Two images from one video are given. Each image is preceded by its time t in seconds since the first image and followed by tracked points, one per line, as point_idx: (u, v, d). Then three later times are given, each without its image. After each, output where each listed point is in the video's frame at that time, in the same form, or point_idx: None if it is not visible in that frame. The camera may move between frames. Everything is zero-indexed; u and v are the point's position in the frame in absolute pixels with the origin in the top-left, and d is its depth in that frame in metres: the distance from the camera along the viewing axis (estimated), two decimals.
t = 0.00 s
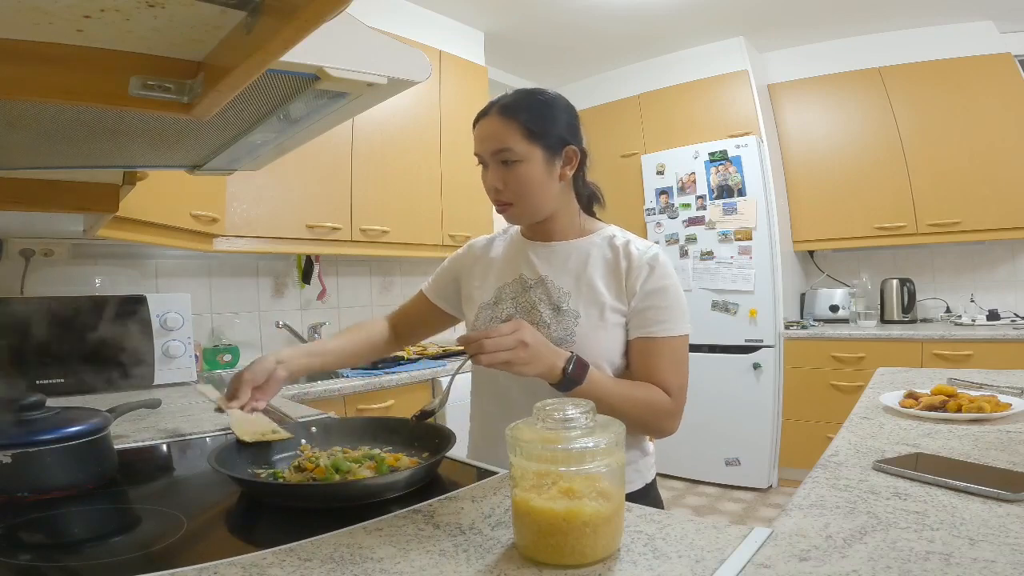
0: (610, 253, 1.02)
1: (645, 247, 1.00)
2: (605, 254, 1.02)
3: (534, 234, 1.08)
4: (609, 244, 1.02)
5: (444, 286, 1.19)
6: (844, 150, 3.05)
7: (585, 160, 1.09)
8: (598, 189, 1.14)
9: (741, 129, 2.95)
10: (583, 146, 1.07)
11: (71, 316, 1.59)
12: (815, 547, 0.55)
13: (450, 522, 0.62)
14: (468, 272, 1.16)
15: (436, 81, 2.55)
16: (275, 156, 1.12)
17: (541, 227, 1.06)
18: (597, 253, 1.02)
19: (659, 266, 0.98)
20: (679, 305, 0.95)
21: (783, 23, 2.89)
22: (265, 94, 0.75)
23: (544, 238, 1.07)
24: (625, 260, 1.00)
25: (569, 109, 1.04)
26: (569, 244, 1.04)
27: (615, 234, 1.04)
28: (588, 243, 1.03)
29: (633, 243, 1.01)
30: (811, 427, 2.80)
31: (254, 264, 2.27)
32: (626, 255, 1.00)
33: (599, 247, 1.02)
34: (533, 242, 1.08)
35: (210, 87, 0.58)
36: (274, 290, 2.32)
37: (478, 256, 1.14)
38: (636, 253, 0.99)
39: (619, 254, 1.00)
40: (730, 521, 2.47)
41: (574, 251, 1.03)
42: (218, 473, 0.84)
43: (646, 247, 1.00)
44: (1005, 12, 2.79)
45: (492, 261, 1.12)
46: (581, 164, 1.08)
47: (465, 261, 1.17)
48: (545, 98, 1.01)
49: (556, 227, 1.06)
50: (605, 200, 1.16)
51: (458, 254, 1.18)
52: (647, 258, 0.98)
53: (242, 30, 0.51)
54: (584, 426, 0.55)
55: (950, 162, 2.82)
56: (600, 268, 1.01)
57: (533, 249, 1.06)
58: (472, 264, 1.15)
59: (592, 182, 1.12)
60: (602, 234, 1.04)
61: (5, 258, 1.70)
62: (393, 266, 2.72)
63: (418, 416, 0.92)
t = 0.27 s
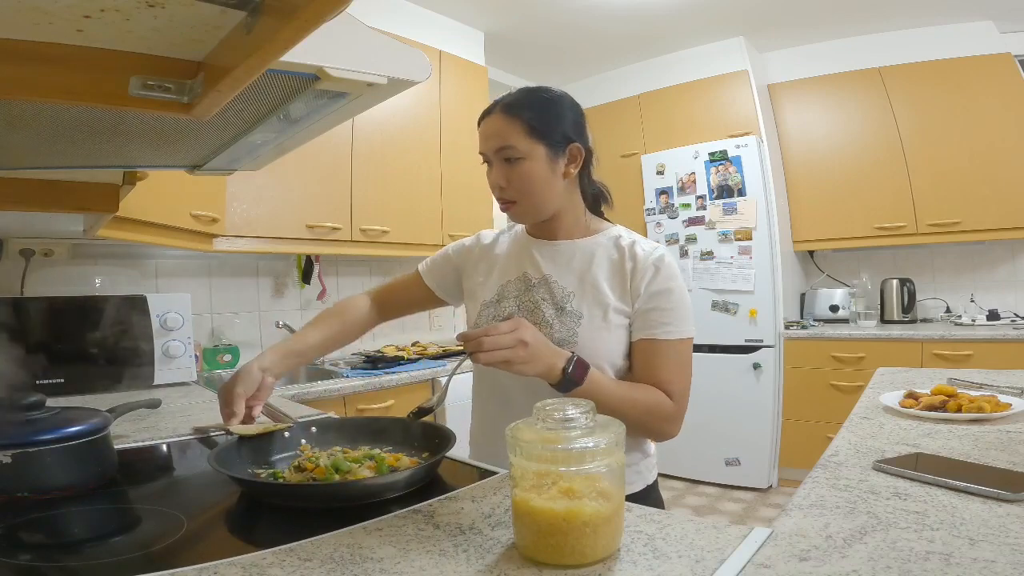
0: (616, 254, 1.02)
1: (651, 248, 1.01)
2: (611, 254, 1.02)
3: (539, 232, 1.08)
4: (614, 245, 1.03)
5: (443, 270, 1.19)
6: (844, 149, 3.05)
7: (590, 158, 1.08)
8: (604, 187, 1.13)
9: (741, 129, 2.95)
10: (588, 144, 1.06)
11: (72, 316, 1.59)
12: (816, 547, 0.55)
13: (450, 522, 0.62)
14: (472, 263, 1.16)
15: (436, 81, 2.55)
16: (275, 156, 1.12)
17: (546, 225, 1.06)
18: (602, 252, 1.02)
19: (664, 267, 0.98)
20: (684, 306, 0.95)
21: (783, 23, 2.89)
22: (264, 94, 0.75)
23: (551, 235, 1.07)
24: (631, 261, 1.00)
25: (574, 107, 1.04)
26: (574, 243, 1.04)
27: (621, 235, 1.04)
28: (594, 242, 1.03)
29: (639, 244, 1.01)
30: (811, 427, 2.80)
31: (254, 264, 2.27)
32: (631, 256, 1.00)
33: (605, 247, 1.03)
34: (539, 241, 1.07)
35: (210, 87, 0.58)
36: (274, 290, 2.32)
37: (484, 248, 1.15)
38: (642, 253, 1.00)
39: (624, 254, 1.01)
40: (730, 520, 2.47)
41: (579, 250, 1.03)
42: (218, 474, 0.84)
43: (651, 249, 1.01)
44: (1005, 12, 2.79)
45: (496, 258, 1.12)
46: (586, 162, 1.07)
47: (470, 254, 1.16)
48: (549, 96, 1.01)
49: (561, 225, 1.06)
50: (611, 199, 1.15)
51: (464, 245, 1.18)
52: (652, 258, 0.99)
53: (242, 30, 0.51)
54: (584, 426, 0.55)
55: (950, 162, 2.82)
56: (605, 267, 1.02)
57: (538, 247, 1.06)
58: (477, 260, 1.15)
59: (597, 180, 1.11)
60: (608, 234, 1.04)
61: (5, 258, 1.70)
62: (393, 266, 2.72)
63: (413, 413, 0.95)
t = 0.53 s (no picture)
0: (602, 251, 1.02)
1: (636, 244, 1.01)
2: (597, 251, 1.02)
3: (524, 230, 1.08)
4: (600, 241, 1.03)
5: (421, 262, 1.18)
6: (844, 149, 3.05)
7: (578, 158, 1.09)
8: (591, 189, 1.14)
9: (741, 129, 2.95)
10: (577, 144, 1.07)
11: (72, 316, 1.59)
12: (815, 547, 0.55)
13: (450, 522, 0.62)
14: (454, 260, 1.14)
15: (436, 81, 2.55)
16: (275, 156, 1.12)
17: (532, 223, 1.07)
18: (588, 250, 1.02)
19: (650, 262, 0.98)
20: (671, 301, 0.95)
21: (783, 23, 2.89)
22: (264, 95, 0.75)
23: (536, 233, 1.07)
24: (617, 258, 1.00)
25: (563, 106, 1.05)
26: (560, 241, 1.04)
27: (606, 231, 1.04)
28: (580, 240, 1.03)
29: (624, 240, 1.02)
30: (811, 427, 2.80)
31: (254, 264, 2.27)
32: (617, 252, 1.00)
33: (591, 244, 1.03)
34: (523, 239, 1.08)
35: (210, 87, 0.58)
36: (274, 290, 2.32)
37: (466, 246, 1.13)
38: (627, 249, 1.00)
39: (611, 251, 1.01)
40: (730, 520, 2.47)
41: (566, 248, 1.03)
42: (218, 474, 0.84)
43: (637, 244, 1.01)
44: (1005, 12, 2.79)
45: (481, 257, 1.11)
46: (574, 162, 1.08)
47: (453, 251, 1.15)
48: (539, 94, 1.03)
49: (545, 224, 1.06)
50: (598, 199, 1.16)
51: (448, 240, 1.17)
52: (638, 254, 0.99)
53: (242, 30, 0.51)
54: (584, 426, 0.55)
55: (949, 162, 2.82)
56: (592, 265, 1.01)
57: (524, 245, 1.06)
58: (460, 258, 1.13)
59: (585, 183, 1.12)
60: (593, 232, 1.04)
61: (5, 258, 1.70)
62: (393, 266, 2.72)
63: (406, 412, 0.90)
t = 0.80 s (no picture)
0: (571, 249, 1.05)
1: (601, 240, 1.05)
2: (567, 250, 1.05)
3: (490, 233, 1.10)
4: (569, 240, 1.06)
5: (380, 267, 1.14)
6: (843, 149, 3.05)
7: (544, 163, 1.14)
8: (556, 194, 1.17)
9: (741, 129, 2.95)
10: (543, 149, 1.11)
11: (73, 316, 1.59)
12: (815, 547, 0.55)
13: (450, 522, 0.62)
14: (422, 266, 1.13)
15: (436, 81, 2.55)
16: (275, 156, 1.12)
17: (498, 225, 1.08)
18: (560, 250, 1.05)
19: (617, 255, 1.03)
20: (640, 291, 1.01)
21: (783, 23, 2.89)
22: (265, 95, 0.75)
23: (502, 236, 1.09)
24: (587, 254, 1.03)
25: (531, 112, 1.10)
26: (532, 243, 1.06)
27: (572, 230, 1.08)
28: (551, 241, 1.06)
29: (590, 236, 1.05)
30: (811, 427, 2.80)
31: (254, 264, 2.27)
32: (586, 248, 1.04)
33: (561, 244, 1.06)
34: (490, 241, 1.09)
35: (210, 87, 0.58)
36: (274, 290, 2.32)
37: (434, 252, 1.12)
38: (595, 245, 1.03)
39: (580, 248, 1.04)
40: (730, 521, 2.47)
41: (539, 250, 1.05)
42: (218, 474, 0.84)
43: (602, 239, 1.05)
44: (1005, 12, 2.79)
45: (453, 262, 1.11)
46: (540, 167, 1.13)
47: (419, 256, 1.14)
48: (508, 98, 1.07)
49: (513, 225, 1.08)
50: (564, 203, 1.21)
51: (412, 244, 1.15)
52: (606, 248, 1.03)
53: (242, 30, 0.51)
54: (584, 426, 0.55)
55: (949, 161, 2.82)
56: (566, 264, 1.04)
57: (495, 250, 1.07)
58: (428, 265, 1.12)
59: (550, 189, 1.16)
60: (560, 231, 1.07)
61: (5, 258, 1.69)
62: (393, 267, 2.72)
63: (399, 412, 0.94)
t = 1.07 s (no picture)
0: (564, 250, 1.06)
1: (593, 242, 1.07)
2: (560, 251, 1.06)
3: (486, 234, 1.10)
4: (561, 241, 1.07)
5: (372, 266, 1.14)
6: (843, 149, 3.05)
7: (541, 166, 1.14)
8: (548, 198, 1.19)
9: (741, 129, 2.95)
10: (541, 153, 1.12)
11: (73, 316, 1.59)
12: (815, 547, 0.55)
13: (450, 522, 0.62)
14: (415, 265, 1.13)
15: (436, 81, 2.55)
16: (275, 156, 1.12)
17: (494, 227, 1.09)
18: (553, 251, 1.06)
19: (608, 257, 1.04)
20: (630, 292, 1.03)
21: (783, 23, 2.89)
22: (265, 95, 0.75)
23: (496, 237, 1.09)
24: (579, 256, 1.04)
25: (531, 116, 1.10)
26: (525, 243, 1.06)
27: (564, 232, 1.09)
28: (543, 242, 1.06)
29: (580, 238, 1.07)
30: (810, 427, 2.80)
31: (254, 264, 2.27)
32: (578, 250, 1.05)
33: (553, 245, 1.06)
34: (485, 241, 1.09)
35: (210, 87, 0.58)
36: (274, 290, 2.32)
37: (427, 251, 1.13)
38: (587, 247, 1.05)
39: (572, 250, 1.05)
40: (730, 521, 2.47)
41: (532, 250, 1.06)
42: (218, 474, 0.84)
43: (593, 242, 1.07)
44: (1005, 12, 2.79)
45: (447, 262, 1.11)
46: (537, 170, 1.13)
47: (413, 256, 1.14)
48: (509, 101, 1.07)
49: (509, 227, 1.08)
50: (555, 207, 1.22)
51: (406, 244, 1.16)
52: (597, 250, 1.05)
53: (242, 30, 0.51)
54: (584, 426, 0.55)
55: (949, 161, 2.82)
56: (558, 264, 1.05)
57: (491, 250, 1.07)
58: (422, 264, 1.12)
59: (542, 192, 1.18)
60: (552, 233, 1.08)
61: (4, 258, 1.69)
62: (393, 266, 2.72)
63: (396, 412, 0.94)
